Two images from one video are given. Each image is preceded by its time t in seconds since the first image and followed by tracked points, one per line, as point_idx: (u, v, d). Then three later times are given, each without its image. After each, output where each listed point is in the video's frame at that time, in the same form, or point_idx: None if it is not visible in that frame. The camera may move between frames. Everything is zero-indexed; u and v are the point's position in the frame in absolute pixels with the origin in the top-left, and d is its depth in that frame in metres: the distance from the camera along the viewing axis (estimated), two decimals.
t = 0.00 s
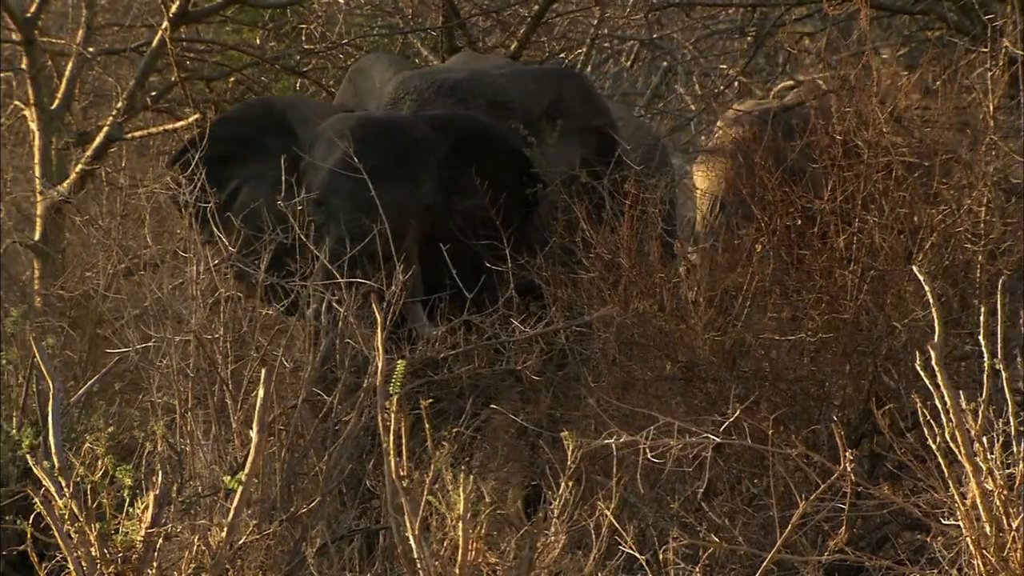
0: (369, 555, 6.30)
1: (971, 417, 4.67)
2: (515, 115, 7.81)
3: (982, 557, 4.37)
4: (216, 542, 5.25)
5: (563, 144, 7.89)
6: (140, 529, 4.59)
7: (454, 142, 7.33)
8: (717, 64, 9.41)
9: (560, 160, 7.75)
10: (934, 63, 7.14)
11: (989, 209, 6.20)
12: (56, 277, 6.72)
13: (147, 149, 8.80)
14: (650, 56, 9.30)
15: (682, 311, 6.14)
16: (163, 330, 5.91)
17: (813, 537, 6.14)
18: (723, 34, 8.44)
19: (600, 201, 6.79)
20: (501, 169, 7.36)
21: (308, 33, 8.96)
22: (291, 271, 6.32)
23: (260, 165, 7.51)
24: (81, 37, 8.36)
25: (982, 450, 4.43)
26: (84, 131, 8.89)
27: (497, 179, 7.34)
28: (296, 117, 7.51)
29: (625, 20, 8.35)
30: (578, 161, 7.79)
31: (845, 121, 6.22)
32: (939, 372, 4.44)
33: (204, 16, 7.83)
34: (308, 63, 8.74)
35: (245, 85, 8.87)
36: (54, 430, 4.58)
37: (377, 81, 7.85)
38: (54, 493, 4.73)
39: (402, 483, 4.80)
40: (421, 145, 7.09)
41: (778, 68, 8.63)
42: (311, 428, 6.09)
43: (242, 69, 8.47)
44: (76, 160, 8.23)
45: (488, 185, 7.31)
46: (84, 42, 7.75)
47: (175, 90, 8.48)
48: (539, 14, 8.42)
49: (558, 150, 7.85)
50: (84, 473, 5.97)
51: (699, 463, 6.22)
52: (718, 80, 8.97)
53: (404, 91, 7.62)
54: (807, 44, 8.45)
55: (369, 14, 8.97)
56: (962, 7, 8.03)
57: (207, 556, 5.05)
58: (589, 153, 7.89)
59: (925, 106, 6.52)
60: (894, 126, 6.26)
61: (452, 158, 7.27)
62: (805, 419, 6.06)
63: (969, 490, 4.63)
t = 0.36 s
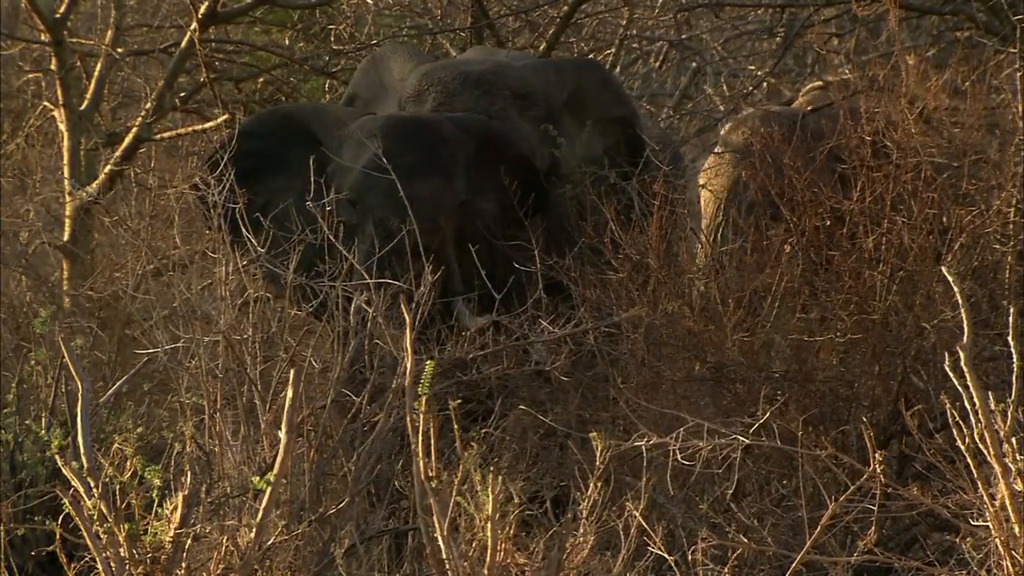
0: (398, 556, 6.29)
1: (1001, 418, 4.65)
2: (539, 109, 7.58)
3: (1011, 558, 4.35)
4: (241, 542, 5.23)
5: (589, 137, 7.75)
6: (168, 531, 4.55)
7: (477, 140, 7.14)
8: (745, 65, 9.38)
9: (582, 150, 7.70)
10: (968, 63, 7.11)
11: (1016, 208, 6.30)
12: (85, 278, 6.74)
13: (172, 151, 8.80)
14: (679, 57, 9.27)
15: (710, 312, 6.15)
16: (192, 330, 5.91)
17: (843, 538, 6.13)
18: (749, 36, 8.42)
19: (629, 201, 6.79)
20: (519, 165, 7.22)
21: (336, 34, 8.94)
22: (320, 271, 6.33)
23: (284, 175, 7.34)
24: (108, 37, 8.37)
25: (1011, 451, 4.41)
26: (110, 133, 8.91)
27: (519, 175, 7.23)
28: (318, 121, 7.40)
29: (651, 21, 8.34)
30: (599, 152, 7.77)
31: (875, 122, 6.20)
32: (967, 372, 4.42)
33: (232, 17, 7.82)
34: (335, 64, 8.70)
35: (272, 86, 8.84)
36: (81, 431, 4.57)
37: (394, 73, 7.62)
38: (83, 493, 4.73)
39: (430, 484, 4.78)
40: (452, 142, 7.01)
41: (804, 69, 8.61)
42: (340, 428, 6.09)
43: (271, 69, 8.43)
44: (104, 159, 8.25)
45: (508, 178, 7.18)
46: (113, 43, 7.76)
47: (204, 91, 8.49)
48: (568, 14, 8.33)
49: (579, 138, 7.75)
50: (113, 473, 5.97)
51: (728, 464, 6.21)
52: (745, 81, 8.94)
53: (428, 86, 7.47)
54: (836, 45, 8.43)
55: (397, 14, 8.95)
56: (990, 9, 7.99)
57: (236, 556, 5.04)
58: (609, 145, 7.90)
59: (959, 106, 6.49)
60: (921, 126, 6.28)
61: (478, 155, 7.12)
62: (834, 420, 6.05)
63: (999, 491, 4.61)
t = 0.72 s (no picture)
0: (416, 556, 6.29)
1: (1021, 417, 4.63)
2: (555, 112, 7.69)
3: None
4: (259, 542, 5.22)
5: (605, 142, 7.93)
6: (186, 530, 4.54)
7: (489, 137, 7.23)
8: (762, 67, 9.37)
9: (598, 156, 7.85)
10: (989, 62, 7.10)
11: None
12: (101, 277, 6.74)
13: (189, 150, 8.79)
14: (696, 58, 9.27)
15: (727, 311, 6.12)
16: (209, 330, 5.91)
17: (860, 538, 6.13)
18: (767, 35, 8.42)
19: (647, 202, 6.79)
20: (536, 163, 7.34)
21: (353, 34, 8.94)
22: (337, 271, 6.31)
23: (297, 182, 7.38)
24: (125, 37, 8.37)
25: None
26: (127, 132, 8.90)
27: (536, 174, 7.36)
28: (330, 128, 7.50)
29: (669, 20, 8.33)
30: (617, 158, 7.94)
31: (891, 121, 6.20)
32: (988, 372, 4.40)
33: (251, 17, 7.80)
34: (352, 65, 8.69)
35: (288, 86, 8.83)
36: (99, 430, 4.56)
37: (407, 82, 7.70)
38: (102, 493, 4.73)
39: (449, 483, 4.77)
40: (458, 140, 7.00)
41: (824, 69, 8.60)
42: (357, 429, 6.09)
43: (288, 70, 8.42)
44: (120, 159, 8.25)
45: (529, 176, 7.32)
46: (131, 43, 7.76)
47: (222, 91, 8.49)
48: (586, 14, 8.32)
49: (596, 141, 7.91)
50: (130, 473, 5.97)
51: (745, 464, 6.21)
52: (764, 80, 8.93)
53: (445, 92, 7.55)
54: (854, 46, 8.43)
55: (414, 15, 8.94)
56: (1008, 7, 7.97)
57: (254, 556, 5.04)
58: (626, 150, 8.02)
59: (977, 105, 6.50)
60: (938, 126, 6.30)
61: (492, 152, 7.23)
62: (851, 420, 6.05)
63: (1019, 491, 4.59)
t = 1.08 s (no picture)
0: (424, 556, 6.29)
1: None
2: (565, 118, 7.71)
3: None
4: (267, 543, 5.22)
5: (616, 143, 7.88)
6: (195, 530, 4.54)
7: (490, 132, 7.31)
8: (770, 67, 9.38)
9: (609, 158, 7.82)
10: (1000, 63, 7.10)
11: None
12: (109, 277, 6.74)
13: (197, 149, 8.79)
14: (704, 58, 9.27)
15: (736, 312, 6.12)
16: (217, 330, 5.91)
17: (868, 538, 6.14)
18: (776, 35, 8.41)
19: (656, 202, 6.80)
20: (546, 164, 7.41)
21: (362, 34, 8.94)
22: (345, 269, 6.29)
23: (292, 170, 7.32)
24: (133, 36, 8.36)
25: None
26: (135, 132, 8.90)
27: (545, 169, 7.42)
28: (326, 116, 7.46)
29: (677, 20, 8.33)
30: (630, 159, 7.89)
31: (900, 122, 6.20)
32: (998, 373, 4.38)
33: (260, 17, 7.80)
34: (360, 65, 8.69)
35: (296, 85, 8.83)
36: (107, 431, 4.56)
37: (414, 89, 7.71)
38: (110, 495, 4.73)
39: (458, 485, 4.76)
40: (445, 132, 7.10)
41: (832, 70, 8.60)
42: (366, 428, 6.10)
43: (296, 69, 8.42)
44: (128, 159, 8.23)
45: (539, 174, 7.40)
46: (139, 42, 7.76)
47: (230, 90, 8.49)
48: (595, 14, 8.31)
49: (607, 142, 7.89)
50: (139, 473, 5.97)
51: (754, 463, 6.21)
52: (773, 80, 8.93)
53: (453, 98, 7.58)
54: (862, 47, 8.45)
55: (423, 15, 8.93)
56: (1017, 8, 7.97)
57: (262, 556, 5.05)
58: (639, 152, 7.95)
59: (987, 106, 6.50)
60: (948, 126, 6.31)
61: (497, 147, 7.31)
62: (860, 420, 6.08)
63: None
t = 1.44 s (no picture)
0: (435, 558, 6.29)
1: None
2: (574, 111, 7.64)
3: None
4: (278, 545, 5.23)
5: (628, 136, 7.85)
6: (204, 532, 4.55)
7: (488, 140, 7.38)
8: (781, 69, 9.38)
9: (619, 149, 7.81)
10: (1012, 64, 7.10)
11: None
12: (119, 279, 6.74)
13: (207, 151, 8.79)
14: (715, 60, 9.27)
15: (747, 314, 6.13)
16: (228, 332, 5.91)
17: (879, 540, 6.14)
18: (787, 37, 8.41)
19: (667, 203, 6.81)
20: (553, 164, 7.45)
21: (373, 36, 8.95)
22: (355, 271, 6.29)
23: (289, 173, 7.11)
24: (144, 38, 8.37)
25: None
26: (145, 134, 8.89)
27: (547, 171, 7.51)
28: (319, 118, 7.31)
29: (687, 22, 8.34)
30: (642, 150, 7.88)
31: (909, 123, 6.21)
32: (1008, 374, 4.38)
33: (271, 18, 7.80)
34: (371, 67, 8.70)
35: (307, 87, 8.84)
36: (118, 433, 4.58)
37: (421, 84, 7.65)
38: (121, 496, 4.74)
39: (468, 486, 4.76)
40: (428, 144, 7.14)
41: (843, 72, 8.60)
42: (376, 430, 6.10)
43: (307, 71, 8.43)
44: (139, 161, 8.24)
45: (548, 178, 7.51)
46: (150, 44, 7.78)
47: (241, 92, 8.50)
48: (605, 16, 8.32)
49: (616, 134, 7.87)
50: (150, 475, 5.98)
51: (765, 465, 6.21)
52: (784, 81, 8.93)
53: (461, 93, 7.51)
54: (872, 49, 8.46)
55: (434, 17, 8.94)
56: None
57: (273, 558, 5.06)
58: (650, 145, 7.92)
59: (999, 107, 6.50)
60: (958, 128, 6.32)
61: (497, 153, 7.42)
62: (870, 422, 6.08)
63: None
